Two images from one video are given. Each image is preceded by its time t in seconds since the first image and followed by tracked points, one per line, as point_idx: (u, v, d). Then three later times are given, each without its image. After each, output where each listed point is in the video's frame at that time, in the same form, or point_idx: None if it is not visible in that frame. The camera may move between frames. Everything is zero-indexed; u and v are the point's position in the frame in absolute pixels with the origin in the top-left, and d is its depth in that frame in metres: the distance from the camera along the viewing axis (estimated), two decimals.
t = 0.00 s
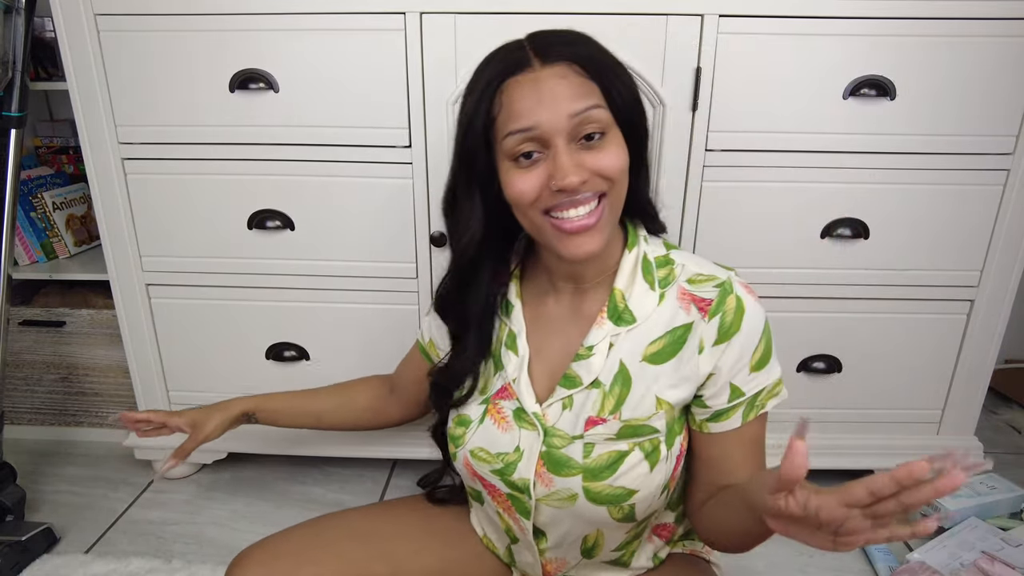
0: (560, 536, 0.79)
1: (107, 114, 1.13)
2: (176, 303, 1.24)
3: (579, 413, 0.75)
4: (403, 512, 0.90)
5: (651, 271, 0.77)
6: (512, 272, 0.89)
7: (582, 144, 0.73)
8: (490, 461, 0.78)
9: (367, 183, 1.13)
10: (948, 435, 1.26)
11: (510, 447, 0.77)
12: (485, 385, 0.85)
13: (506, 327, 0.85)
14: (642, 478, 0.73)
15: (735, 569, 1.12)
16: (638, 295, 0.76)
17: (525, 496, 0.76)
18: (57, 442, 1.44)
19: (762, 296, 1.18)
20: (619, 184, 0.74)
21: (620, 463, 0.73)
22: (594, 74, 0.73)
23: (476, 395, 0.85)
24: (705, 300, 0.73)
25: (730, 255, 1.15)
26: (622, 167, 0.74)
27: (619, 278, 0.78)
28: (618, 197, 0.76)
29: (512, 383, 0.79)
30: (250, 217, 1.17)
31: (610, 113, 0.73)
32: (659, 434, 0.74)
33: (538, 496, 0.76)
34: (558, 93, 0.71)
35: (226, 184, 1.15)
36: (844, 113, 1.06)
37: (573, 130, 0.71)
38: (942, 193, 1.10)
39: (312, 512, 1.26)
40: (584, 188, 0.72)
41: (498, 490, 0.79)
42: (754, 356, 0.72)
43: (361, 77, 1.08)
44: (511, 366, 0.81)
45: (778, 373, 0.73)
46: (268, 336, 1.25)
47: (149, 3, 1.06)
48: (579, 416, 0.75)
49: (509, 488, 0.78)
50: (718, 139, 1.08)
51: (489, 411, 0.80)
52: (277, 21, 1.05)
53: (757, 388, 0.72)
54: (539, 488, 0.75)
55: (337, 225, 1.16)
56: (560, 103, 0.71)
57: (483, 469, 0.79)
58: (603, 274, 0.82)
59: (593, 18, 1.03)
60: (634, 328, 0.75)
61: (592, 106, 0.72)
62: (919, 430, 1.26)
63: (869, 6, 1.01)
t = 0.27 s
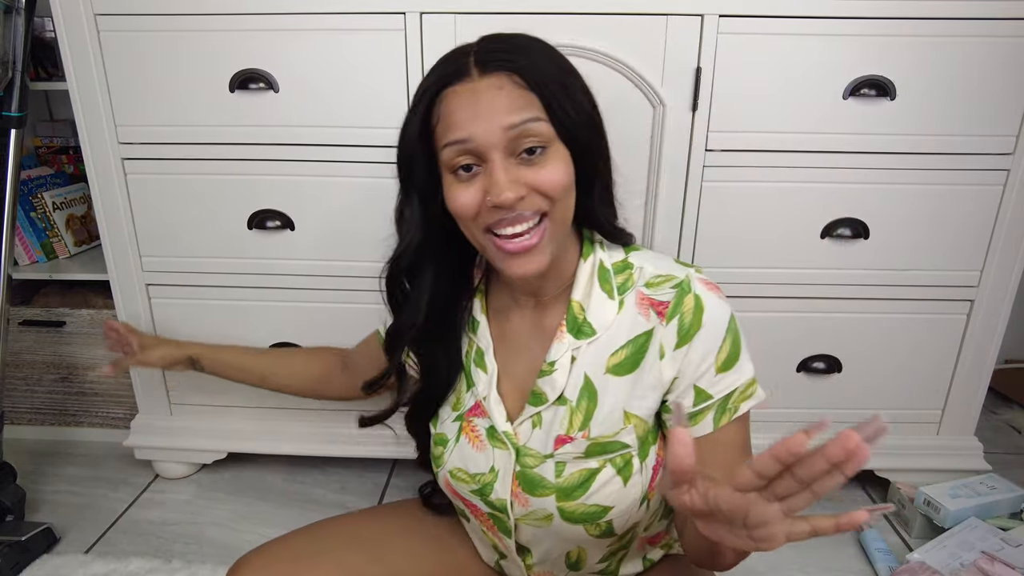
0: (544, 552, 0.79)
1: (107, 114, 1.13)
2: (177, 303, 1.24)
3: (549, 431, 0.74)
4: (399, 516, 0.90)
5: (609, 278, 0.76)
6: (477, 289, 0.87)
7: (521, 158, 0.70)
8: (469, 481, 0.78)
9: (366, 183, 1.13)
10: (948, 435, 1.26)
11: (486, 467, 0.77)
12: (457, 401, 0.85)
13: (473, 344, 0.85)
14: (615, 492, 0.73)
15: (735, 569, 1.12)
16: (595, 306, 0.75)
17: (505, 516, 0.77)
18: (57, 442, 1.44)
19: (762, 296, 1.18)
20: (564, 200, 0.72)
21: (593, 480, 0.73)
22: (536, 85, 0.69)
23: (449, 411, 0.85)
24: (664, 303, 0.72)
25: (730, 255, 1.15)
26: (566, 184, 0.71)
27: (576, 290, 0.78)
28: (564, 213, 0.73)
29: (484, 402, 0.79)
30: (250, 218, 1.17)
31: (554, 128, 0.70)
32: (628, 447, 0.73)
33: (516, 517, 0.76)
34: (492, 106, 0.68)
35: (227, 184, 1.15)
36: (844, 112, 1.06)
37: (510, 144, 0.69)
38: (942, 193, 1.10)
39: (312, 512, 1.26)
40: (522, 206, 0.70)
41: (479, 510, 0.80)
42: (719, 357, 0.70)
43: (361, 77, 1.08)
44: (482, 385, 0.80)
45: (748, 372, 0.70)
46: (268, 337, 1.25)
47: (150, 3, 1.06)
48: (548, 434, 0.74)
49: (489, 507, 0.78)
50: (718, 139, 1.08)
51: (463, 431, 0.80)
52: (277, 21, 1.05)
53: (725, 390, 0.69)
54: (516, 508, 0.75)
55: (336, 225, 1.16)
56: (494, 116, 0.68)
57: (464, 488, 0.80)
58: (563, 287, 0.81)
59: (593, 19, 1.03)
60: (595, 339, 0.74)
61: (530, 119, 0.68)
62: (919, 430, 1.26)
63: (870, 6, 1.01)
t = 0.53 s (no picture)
0: (507, 543, 0.79)
1: (107, 114, 1.13)
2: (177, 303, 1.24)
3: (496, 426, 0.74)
4: (401, 518, 0.90)
5: (551, 276, 0.73)
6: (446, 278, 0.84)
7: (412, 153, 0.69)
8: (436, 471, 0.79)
9: (366, 183, 1.14)
10: (948, 435, 1.26)
11: (447, 458, 0.77)
12: (422, 388, 0.83)
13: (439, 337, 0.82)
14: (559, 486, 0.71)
15: (735, 569, 1.12)
16: (537, 302, 0.72)
17: (464, 507, 0.77)
18: (57, 442, 1.44)
19: (762, 296, 1.18)
20: (442, 202, 0.68)
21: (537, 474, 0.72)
22: (449, 83, 0.64)
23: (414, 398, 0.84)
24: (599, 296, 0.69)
25: (729, 255, 1.15)
26: (444, 186, 0.67)
27: (518, 284, 0.75)
28: (451, 217, 0.69)
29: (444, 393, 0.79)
30: (250, 217, 1.16)
31: (440, 130, 0.65)
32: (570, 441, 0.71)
33: (474, 508, 0.77)
34: (397, 100, 0.68)
35: (227, 184, 1.15)
36: (844, 113, 1.06)
37: (402, 137, 0.68)
38: (942, 193, 1.10)
39: (311, 512, 1.26)
40: (406, 196, 0.70)
41: (447, 500, 0.81)
42: (650, 350, 0.64)
43: (361, 77, 1.08)
44: (445, 376, 0.79)
45: (690, 366, 0.64)
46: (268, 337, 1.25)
47: (149, 3, 1.06)
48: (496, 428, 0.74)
49: (452, 497, 0.79)
50: (718, 139, 1.08)
51: (428, 421, 0.80)
52: (277, 21, 1.05)
53: (658, 386, 0.63)
54: (472, 501, 0.76)
55: (336, 225, 1.16)
56: (394, 109, 0.68)
57: (431, 478, 0.81)
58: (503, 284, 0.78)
59: (594, 19, 1.03)
60: (536, 335, 0.73)
61: (416, 119, 0.66)
62: (919, 430, 1.26)
63: (870, 6, 1.01)
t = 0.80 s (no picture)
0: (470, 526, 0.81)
1: (107, 113, 1.13)
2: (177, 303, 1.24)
3: (449, 411, 0.76)
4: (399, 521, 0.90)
5: (490, 267, 0.73)
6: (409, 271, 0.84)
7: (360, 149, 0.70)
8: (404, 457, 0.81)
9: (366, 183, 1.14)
10: (948, 435, 1.26)
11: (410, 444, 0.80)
12: (385, 376, 0.83)
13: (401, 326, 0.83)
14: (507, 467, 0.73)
15: (735, 569, 1.12)
16: (479, 292, 0.73)
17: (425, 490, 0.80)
18: (57, 442, 1.44)
19: (762, 296, 1.18)
20: (380, 200, 0.69)
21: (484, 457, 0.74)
22: (399, 89, 0.65)
23: (378, 386, 0.84)
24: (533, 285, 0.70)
25: (729, 255, 1.15)
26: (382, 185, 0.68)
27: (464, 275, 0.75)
28: (388, 214, 0.70)
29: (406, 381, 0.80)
30: (250, 217, 1.16)
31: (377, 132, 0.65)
32: (514, 423, 0.73)
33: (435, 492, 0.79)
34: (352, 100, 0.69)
35: (227, 184, 1.15)
36: (845, 113, 1.06)
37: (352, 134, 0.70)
38: (942, 193, 1.11)
39: (311, 512, 1.26)
40: (352, 189, 0.71)
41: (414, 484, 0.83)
42: (588, 332, 0.66)
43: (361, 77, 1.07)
44: (408, 365, 0.80)
45: (624, 346, 0.65)
46: (268, 337, 1.25)
47: (150, 4, 1.06)
48: (450, 413, 0.76)
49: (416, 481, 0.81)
50: (718, 139, 1.08)
51: (390, 408, 0.81)
52: (277, 21, 1.05)
53: (597, 364, 0.65)
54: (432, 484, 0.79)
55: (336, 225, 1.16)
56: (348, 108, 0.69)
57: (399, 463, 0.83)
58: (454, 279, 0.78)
59: (594, 19, 1.03)
60: (479, 324, 0.74)
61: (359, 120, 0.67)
62: (919, 430, 1.26)
63: (870, 7, 1.01)
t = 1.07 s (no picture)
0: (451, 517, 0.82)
1: (106, 113, 1.13)
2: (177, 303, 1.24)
3: (424, 405, 0.76)
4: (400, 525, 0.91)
5: (462, 262, 0.74)
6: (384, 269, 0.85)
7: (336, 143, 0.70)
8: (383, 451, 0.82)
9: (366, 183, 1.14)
10: (948, 435, 1.26)
11: (388, 439, 0.81)
12: (363, 374, 0.84)
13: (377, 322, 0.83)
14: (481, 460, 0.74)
15: (735, 569, 1.12)
16: (450, 288, 0.73)
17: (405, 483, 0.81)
18: (57, 442, 1.44)
19: (762, 296, 1.18)
20: (351, 192, 0.69)
21: (456, 450, 0.74)
22: (377, 89, 0.65)
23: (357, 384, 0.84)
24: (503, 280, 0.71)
25: (729, 255, 1.15)
26: (353, 178, 0.68)
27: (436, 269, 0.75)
28: (358, 207, 0.70)
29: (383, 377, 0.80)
30: (251, 218, 1.16)
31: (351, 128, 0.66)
32: (486, 416, 0.74)
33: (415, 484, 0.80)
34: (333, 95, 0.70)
35: (227, 185, 1.15)
36: (845, 113, 1.06)
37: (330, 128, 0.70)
38: (942, 193, 1.11)
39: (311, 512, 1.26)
40: (325, 182, 0.71)
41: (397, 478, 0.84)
42: (561, 323, 0.67)
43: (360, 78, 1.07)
44: (385, 362, 0.80)
45: (596, 335, 0.66)
46: (268, 337, 1.25)
47: (150, 4, 1.06)
48: (424, 407, 0.77)
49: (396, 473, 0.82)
50: (718, 139, 1.08)
51: (369, 404, 0.82)
52: (277, 21, 1.05)
53: (574, 354, 0.65)
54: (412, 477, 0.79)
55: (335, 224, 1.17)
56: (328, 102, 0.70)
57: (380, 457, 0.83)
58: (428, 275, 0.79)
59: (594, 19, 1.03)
60: (452, 319, 0.74)
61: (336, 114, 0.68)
62: (919, 430, 1.26)
63: (870, 6, 1.01)
